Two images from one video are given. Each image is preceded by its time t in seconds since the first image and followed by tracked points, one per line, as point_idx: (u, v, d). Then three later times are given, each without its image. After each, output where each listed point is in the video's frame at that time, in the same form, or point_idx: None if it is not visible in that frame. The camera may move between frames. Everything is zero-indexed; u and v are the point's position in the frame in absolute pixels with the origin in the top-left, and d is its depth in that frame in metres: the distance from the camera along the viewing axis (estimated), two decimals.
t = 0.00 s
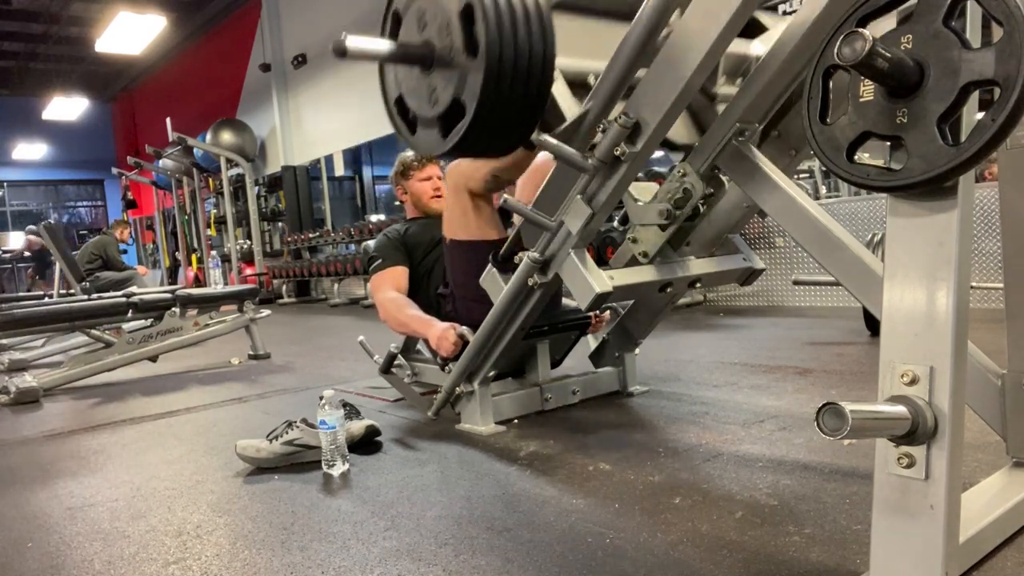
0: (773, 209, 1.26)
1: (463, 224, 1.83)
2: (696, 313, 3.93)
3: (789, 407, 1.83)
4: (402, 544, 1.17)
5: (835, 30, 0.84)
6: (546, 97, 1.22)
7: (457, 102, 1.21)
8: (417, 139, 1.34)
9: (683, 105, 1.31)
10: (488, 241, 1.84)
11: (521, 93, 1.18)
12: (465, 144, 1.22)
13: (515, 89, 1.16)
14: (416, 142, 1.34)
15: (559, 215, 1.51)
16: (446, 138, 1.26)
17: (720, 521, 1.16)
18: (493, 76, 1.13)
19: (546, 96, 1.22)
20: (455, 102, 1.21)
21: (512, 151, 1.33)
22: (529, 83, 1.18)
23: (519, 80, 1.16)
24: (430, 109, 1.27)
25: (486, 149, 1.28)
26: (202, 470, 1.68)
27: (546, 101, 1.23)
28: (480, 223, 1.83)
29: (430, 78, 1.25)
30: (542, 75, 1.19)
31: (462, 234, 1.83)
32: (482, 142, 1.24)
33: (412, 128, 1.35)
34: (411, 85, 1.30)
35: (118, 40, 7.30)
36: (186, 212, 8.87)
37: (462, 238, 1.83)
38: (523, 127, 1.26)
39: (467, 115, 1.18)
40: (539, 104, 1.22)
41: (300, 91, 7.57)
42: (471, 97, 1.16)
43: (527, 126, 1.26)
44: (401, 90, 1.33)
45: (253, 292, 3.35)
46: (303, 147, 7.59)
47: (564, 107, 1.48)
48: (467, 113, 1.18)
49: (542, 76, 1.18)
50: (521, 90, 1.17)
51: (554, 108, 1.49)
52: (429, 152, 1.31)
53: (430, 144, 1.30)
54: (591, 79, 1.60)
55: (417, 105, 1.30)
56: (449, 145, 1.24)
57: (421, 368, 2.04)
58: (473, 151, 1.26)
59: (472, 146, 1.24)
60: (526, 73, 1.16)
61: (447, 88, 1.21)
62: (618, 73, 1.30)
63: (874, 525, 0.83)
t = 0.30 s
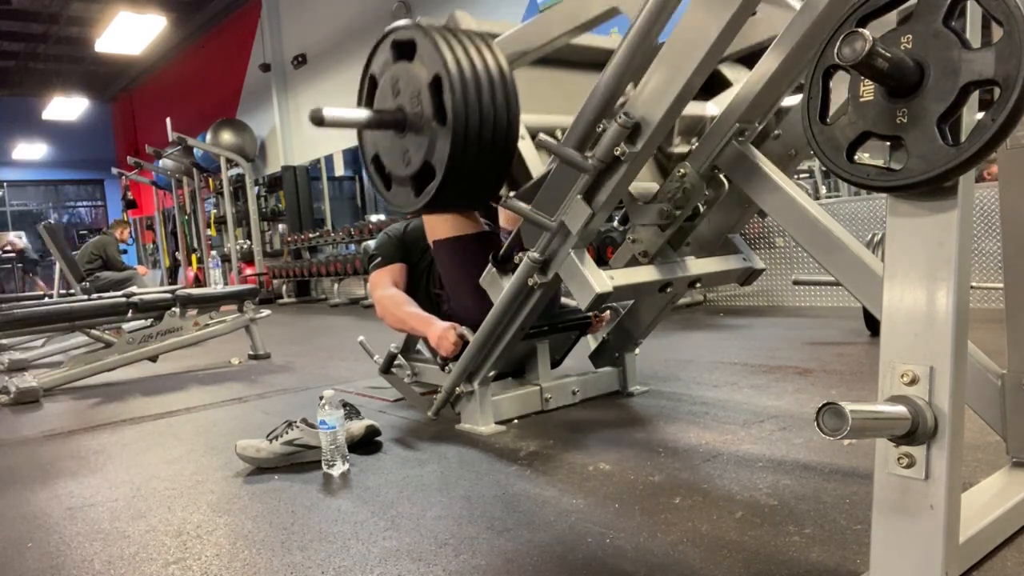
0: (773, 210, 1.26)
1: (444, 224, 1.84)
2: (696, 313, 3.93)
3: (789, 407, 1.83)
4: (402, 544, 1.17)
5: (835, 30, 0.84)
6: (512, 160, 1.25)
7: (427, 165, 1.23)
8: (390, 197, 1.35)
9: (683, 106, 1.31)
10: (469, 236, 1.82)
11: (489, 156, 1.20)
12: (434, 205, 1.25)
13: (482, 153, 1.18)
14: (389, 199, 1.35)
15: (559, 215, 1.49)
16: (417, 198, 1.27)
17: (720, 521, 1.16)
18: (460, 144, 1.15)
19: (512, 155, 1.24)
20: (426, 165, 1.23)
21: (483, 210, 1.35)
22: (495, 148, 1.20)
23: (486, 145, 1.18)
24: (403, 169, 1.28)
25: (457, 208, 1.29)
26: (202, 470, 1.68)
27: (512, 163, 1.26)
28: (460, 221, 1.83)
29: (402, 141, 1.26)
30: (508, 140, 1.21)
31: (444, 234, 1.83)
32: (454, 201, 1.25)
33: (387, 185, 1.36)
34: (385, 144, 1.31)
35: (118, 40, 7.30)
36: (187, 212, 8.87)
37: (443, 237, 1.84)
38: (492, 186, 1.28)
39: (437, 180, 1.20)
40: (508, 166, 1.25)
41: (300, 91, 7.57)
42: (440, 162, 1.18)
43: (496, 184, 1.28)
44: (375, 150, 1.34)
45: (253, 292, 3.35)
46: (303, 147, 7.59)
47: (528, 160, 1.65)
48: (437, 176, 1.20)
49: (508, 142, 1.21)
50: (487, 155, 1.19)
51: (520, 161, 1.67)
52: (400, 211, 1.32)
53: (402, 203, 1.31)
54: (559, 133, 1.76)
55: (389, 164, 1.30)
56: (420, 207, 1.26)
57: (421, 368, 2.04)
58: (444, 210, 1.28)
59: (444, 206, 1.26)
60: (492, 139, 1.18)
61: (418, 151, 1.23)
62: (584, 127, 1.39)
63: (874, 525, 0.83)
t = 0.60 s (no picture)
0: (772, 210, 1.26)
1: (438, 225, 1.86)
2: (696, 313, 3.93)
3: (789, 407, 1.83)
4: (402, 544, 1.17)
5: (835, 30, 0.84)
6: (500, 180, 1.38)
7: (418, 185, 1.36)
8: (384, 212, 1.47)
9: (682, 107, 1.31)
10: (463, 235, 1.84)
11: (477, 175, 1.33)
12: (425, 221, 1.36)
13: (470, 174, 1.31)
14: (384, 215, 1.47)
15: (559, 215, 1.49)
16: (409, 216, 1.40)
17: (720, 521, 1.16)
18: (449, 165, 1.28)
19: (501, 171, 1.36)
20: (417, 184, 1.36)
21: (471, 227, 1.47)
22: (482, 170, 1.33)
23: (473, 166, 1.31)
24: (394, 188, 1.41)
25: (446, 225, 1.42)
26: (202, 470, 1.68)
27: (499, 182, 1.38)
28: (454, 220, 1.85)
29: (395, 161, 1.38)
30: (495, 161, 1.34)
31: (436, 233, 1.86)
32: (443, 218, 1.37)
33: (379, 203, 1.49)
34: (377, 164, 1.44)
35: (118, 40, 7.29)
36: (187, 212, 8.87)
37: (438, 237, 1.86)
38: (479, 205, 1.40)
39: (427, 197, 1.32)
40: (495, 185, 1.37)
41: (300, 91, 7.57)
42: (431, 181, 1.31)
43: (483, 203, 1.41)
44: (369, 168, 1.46)
45: (253, 292, 3.35)
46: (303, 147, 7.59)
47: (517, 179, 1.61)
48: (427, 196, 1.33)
49: (496, 162, 1.34)
50: (475, 175, 1.32)
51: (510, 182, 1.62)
52: (394, 227, 1.44)
53: (394, 220, 1.44)
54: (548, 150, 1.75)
55: (382, 183, 1.43)
56: (412, 223, 1.38)
57: (421, 367, 2.04)
58: (434, 226, 1.39)
59: (432, 223, 1.38)
60: (480, 160, 1.31)
61: (409, 171, 1.35)
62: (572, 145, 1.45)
63: (874, 524, 0.83)
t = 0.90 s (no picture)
0: (772, 209, 1.26)
1: (446, 226, 1.85)
2: (696, 313, 3.93)
3: (789, 407, 1.83)
4: (402, 544, 1.17)
5: (835, 30, 0.84)
6: (515, 152, 1.36)
7: (431, 155, 1.34)
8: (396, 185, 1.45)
9: (682, 106, 1.31)
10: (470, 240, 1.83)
11: (492, 145, 1.31)
12: (440, 192, 1.34)
13: (486, 144, 1.29)
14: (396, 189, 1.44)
15: (559, 215, 1.49)
16: (423, 188, 1.38)
17: (720, 521, 1.16)
18: (465, 133, 1.26)
19: (517, 143, 1.35)
20: (430, 155, 1.33)
21: (486, 202, 1.45)
22: (498, 140, 1.31)
23: (488, 136, 1.29)
24: (407, 160, 1.38)
25: (461, 198, 1.39)
26: (202, 470, 1.68)
27: (514, 154, 1.36)
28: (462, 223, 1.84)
29: (407, 132, 1.36)
30: (510, 131, 1.32)
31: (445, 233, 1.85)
32: (457, 190, 1.35)
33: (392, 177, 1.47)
34: (389, 137, 1.41)
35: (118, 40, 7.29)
36: (187, 212, 8.87)
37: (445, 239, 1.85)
38: (494, 178, 1.38)
39: (442, 168, 1.30)
40: (510, 157, 1.36)
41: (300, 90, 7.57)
42: (446, 151, 1.29)
43: (497, 176, 1.39)
44: (380, 141, 1.44)
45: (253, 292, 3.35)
46: (303, 147, 7.59)
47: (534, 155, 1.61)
48: (442, 166, 1.31)
49: (511, 132, 1.32)
50: (491, 146, 1.31)
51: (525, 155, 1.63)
52: (407, 200, 1.42)
53: (407, 193, 1.41)
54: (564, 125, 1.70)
55: (394, 156, 1.41)
56: (426, 194, 1.36)
57: (421, 368, 2.04)
58: (448, 198, 1.37)
59: (447, 195, 1.36)
60: (496, 129, 1.29)
61: (422, 142, 1.33)
62: (589, 117, 1.40)
63: (874, 524, 0.83)
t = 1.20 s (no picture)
0: (772, 209, 1.26)
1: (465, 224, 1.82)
2: (696, 313, 3.93)
3: (789, 407, 1.83)
4: (402, 544, 1.17)
5: (835, 30, 0.84)
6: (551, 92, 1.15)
7: (459, 100, 1.14)
8: (418, 136, 1.25)
9: (683, 105, 1.31)
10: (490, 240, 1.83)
11: (524, 83, 1.10)
12: (466, 141, 1.15)
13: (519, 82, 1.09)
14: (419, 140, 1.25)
15: (559, 215, 1.50)
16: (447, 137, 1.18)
17: (721, 521, 1.16)
18: (495, 68, 1.06)
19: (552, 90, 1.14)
20: (458, 99, 1.14)
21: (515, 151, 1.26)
22: (533, 82, 1.11)
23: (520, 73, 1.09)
24: (430, 106, 1.19)
25: (488, 148, 1.21)
26: (201, 470, 1.68)
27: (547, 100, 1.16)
28: (483, 221, 1.82)
29: (431, 75, 1.17)
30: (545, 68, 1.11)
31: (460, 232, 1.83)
32: (484, 139, 1.16)
33: (412, 128, 1.27)
34: (411, 80, 1.22)
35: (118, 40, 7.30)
36: (186, 212, 8.87)
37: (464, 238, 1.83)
38: (524, 127, 1.19)
39: (469, 114, 1.11)
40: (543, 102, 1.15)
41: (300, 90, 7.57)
42: (474, 93, 1.08)
43: (529, 125, 1.19)
44: (401, 87, 1.24)
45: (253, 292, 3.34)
46: (303, 147, 7.59)
47: (564, 104, 1.47)
48: (470, 110, 1.11)
49: (545, 70, 1.11)
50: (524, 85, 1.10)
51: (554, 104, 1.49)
52: (430, 151, 1.22)
53: (430, 144, 1.22)
54: (593, 76, 1.57)
55: (415, 102, 1.22)
56: (450, 144, 1.16)
57: (421, 368, 2.04)
58: (477, 149, 1.18)
59: (476, 145, 1.17)
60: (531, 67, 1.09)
61: (449, 83, 1.13)
62: (620, 69, 1.28)
63: (873, 524, 0.83)
